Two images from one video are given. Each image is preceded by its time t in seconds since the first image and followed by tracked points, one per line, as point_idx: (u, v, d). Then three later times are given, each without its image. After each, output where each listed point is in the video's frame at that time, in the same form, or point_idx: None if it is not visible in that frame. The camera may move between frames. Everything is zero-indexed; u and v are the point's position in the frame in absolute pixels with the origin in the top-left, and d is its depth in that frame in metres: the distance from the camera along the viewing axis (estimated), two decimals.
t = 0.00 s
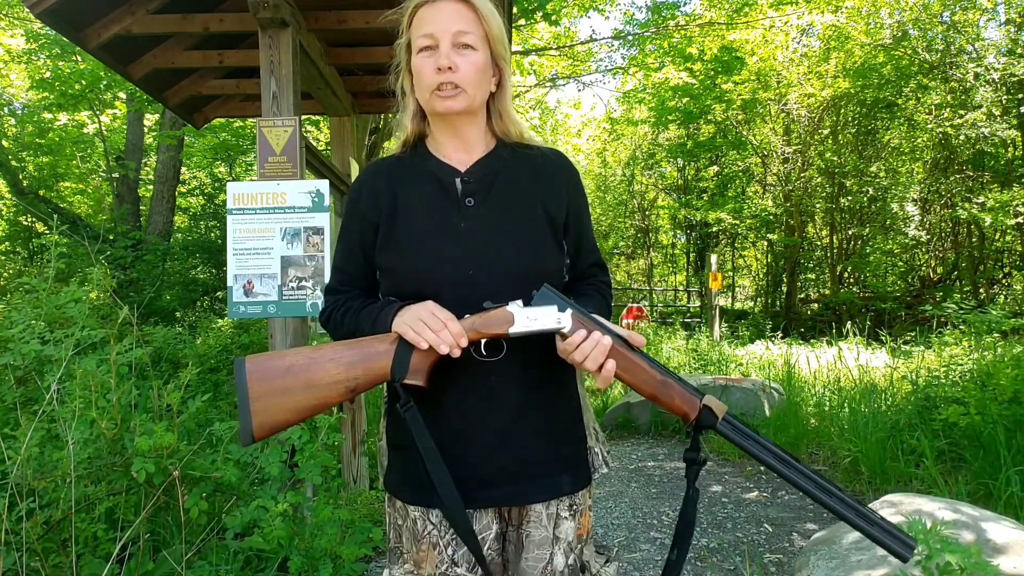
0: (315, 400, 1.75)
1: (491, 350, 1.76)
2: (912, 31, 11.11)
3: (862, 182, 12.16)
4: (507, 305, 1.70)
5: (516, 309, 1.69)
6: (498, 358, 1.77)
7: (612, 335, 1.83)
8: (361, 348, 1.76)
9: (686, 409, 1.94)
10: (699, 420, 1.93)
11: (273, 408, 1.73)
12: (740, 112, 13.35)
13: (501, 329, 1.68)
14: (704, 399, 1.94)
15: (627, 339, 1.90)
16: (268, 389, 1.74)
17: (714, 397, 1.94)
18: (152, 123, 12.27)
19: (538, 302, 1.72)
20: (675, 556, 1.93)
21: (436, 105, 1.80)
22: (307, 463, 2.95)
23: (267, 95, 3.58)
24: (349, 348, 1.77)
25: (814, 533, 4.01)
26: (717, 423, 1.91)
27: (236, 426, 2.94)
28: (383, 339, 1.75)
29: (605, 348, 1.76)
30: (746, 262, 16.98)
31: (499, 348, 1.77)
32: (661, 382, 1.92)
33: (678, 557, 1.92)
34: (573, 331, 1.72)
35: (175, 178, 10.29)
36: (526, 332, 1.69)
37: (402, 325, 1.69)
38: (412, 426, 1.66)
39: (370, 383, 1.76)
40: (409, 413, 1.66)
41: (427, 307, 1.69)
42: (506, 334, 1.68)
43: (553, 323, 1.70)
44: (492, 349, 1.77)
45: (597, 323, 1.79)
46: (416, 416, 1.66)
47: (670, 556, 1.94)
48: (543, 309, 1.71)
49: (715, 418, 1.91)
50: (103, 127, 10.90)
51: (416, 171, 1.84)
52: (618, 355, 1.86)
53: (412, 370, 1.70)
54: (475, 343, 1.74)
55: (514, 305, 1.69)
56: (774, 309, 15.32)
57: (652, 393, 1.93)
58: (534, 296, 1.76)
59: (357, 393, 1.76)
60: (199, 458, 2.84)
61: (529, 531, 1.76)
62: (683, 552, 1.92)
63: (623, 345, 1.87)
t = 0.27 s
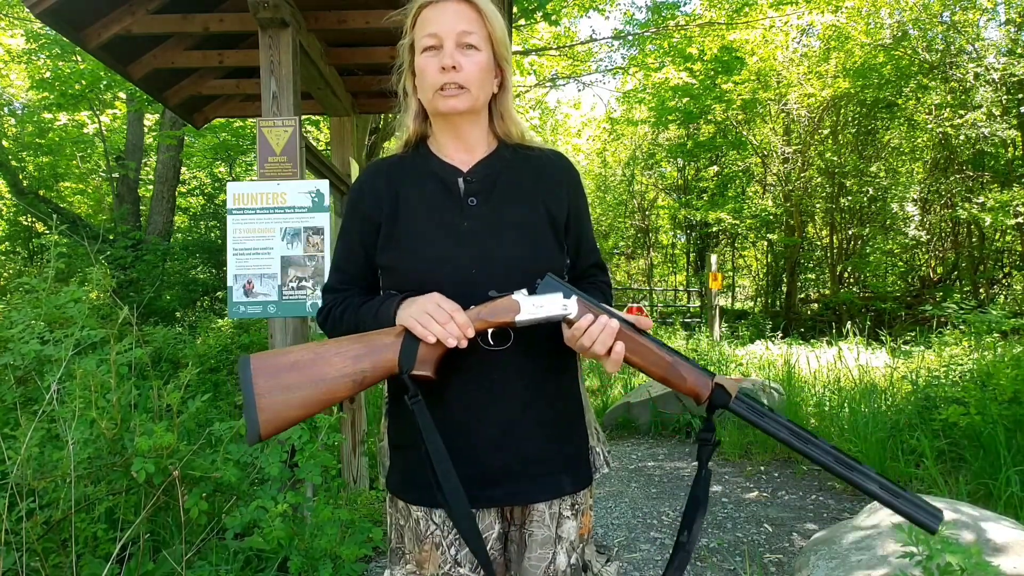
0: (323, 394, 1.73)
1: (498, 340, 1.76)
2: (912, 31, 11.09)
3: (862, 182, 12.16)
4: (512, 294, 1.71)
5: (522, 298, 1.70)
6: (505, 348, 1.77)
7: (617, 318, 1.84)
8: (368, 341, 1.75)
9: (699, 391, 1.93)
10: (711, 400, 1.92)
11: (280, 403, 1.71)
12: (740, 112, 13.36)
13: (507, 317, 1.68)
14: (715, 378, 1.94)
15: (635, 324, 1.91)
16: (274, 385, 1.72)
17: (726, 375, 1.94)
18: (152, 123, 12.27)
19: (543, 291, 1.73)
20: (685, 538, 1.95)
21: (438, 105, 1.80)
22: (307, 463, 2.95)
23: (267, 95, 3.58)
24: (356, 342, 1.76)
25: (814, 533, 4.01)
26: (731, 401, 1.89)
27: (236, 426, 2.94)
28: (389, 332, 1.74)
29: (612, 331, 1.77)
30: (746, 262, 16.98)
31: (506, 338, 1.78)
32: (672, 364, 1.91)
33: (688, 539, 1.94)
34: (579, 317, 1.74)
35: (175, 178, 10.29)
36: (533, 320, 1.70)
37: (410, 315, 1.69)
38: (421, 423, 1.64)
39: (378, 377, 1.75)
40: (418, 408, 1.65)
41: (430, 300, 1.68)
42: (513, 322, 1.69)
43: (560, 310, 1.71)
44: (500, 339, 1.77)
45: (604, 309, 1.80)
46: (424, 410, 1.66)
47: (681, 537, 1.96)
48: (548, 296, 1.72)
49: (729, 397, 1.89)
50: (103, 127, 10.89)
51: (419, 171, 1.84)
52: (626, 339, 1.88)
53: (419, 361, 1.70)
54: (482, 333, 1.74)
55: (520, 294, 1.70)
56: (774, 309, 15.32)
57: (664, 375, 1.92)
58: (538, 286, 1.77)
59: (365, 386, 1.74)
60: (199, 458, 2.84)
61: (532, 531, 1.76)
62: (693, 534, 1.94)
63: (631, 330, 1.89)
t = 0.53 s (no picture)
0: (328, 408, 1.73)
1: (499, 338, 1.78)
2: (912, 31, 11.08)
3: (862, 182, 12.15)
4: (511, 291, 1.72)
5: (521, 294, 1.71)
6: (508, 345, 1.78)
7: (617, 306, 1.85)
8: (370, 352, 1.75)
9: (705, 371, 1.94)
10: (719, 378, 1.93)
11: (285, 421, 1.71)
12: (740, 112, 13.36)
13: (508, 315, 1.70)
14: (721, 355, 1.96)
15: (635, 310, 1.93)
16: (278, 403, 1.72)
17: (732, 353, 1.96)
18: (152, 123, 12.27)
19: (543, 285, 1.74)
20: (692, 510, 1.99)
21: (437, 106, 1.80)
22: (308, 463, 2.95)
23: (267, 95, 3.58)
24: (358, 353, 1.76)
25: (814, 533, 4.01)
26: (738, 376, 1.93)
27: (236, 426, 2.94)
28: (391, 340, 1.76)
29: (614, 318, 1.79)
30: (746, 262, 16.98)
31: (507, 335, 1.79)
32: (676, 345, 1.93)
33: (696, 512, 1.98)
34: (579, 308, 1.74)
35: (175, 178, 10.29)
36: (532, 315, 1.70)
37: (417, 316, 1.71)
38: (429, 423, 1.64)
39: (383, 385, 1.74)
40: (426, 411, 1.65)
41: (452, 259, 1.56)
42: (514, 319, 1.70)
43: (559, 302, 1.73)
44: (502, 337, 1.79)
45: (604, 298, 1.82)
46: (433, 413, 1.65)
47: (687, 509, 2.00)
48: (547, 290, 1.73)
49: (736, 372, 1.92)
50: (103, 127, 10.89)
51: (420, 170, 1.84)
52: (629, 325, 1.89)
53: (424, 365, 1.70)
54: (483, 332, 1.76)
55: (519, 290, 1.71)
56: (774, 309, 15.32)
57: (669, 357, 1.93)
58: (537, 280, 1.77)
59: (371, 397, 1.74)
60: (199, 458, 2.84)
61: (532, 529, 1.76)
62: (701, 506, 1.97)
63: (632, 315, 1.91)
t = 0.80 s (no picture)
0: (330, 405, 1.73)
1: (502, 336, 1.78)
2: (912, 31, 11.08)
3: (862, 182, 12.16)
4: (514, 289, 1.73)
5: (525, 293, 1.72)
6: (510, 344, 1.78)
7: (621, 305, 1.85)
8: (373, 349, 1.75)
9: (708, 371, 1.93)
10: (722, 379, 1.93)
11: (288, 417, 1.71)
12: (740, 112, 13.35)
13: (511, 314, 1.72)
14: (725, 355, 1.95)
15: (638, 308, 1.93)
16: (281, 399, 1.72)
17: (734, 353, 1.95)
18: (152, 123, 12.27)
19: (546, 284, 1.74)
20: (688, 510, 1.97)
21: (442, 110, 1.80)
22: (308, 463, 2.95)
23: (267, 95, 3.58)
24: (360, 350, 1.76)
25: (814, 533, 4.01)
26: (740, 376, 1.92)
27: (236, 427, 2.93)
28: (394, 338, 1.76)
29: (617, 317, 1.78)
30: (746, 262, 16.99)
31: (510, 333, 1.80)
32: (679, 345, 1.93)
33: (692, 512, 1.96)
34: (582, 306, 1.74)
35: (175, 178, 10.29)
36: (535, 313, 1.72)
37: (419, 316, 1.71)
38: (430, 422, 1.64)
39: (385, 383, 1.74)
40: (427, 409, 1.65)
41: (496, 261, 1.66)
42: (517, 317, 1.72)
43: (562, 301, 1.74)
44: (504, 335, 1.80)
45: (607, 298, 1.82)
46: (435, 411, 1.65)
47: (683, 509, 1.99)
48: (551, 289, 1.74)
49: (738, 373, 1.91)
50: (103, 127, 10.88)
51: (420, 173, 1.84)
52: (631, 324, 1.89)
53: (426, 363, 1.70)
54: (486, 330, 1.76)
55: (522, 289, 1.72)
56: (774, 309, 15.32)
57: (673, 358, 1.93)
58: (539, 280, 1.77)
59: (373, 394, 1.74)
60: (199, 458, 2.84)
61: (532, 529, 1.76)
62: (697, 506, 1.96)
63: (635, 315, 1.91)
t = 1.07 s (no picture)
0: (330, 399, 1.73)
1: (504, 335, 1.78)
2: (912, 31, 11.07)
3: (862, 182, 12.16)
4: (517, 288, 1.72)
5: (528, 292, 1.71)
6: (511, 344, 1.78)
7: (624, 310, 1.85)
8: (373, 344, 1.74)
9: (708, 377, 1.95)
10: (721, 387, 1.94)
11: (287, 409, 1.71)
12: (740, 112, 13.35)
13: (514, 313, 1.69)
14: (724, 364, 1.97)
15: (641, 313, 1.93)
16: (280, 392, 1.72)
17: (734, 362, 1.97)
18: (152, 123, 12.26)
19: (550, 286, 1.74)
20: (693, 524, 1.98)
21: (444, 108, 1.79)
22: (308, 463, 2.95)
23: (267, 95, 3.58)
24: (361, 345, 1.75)
25: (814, 533, 4.01)
26: (740, 386, 1.93)
27: (236, 427, 2.93)
28: (395, 334, 1.75)
29: (620, 322, 1.78)
30: (746, 262, 17.00)
31: (512, 333, 1.79)
32: (681, 352, 1.93)
33: (696, 525, 1.98)
34: (586, 309, 1.75)
35: (175, 178, 10.29)
36: (540, 314, 1.71)
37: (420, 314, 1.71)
38: (430, 421, 1.64)
39: (386, 380, 1.73)
40: (427, 408, 1.65)
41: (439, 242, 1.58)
42: (520, 318, 1.70)
43: (566, 303, 1.73)
44: (507, 336, 1.79)
45: (610, 302, 1.82)
46: (434, 411, 1.65)
47: (688, 523, 1.99)
48: (554, 290, 1.73)
49: (738, 381, 1.93)
50: (103, 127, 10.88)
51: (421, 171, 1.83)
52: (634, 329, 1.89)
53: (428, 360, 1.69)
54: (488, 329, 1.76)
55: (526, 288, 1.71)
56: (774, 309, 15.33)
57: (673, 364, 1.94)
58: (543, 280, 1.77)
59: (373, 389, 1.73)
60: (199, 458, 2.84)
61: (533, 529, 1.76)
62: (701, 520, 1.97)
63: (638, 319, 1.90)
